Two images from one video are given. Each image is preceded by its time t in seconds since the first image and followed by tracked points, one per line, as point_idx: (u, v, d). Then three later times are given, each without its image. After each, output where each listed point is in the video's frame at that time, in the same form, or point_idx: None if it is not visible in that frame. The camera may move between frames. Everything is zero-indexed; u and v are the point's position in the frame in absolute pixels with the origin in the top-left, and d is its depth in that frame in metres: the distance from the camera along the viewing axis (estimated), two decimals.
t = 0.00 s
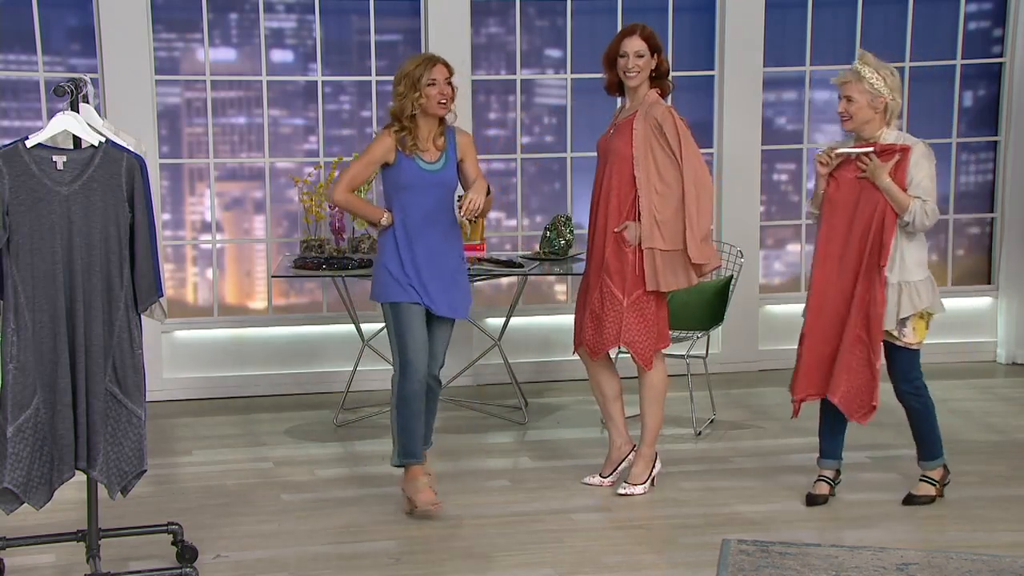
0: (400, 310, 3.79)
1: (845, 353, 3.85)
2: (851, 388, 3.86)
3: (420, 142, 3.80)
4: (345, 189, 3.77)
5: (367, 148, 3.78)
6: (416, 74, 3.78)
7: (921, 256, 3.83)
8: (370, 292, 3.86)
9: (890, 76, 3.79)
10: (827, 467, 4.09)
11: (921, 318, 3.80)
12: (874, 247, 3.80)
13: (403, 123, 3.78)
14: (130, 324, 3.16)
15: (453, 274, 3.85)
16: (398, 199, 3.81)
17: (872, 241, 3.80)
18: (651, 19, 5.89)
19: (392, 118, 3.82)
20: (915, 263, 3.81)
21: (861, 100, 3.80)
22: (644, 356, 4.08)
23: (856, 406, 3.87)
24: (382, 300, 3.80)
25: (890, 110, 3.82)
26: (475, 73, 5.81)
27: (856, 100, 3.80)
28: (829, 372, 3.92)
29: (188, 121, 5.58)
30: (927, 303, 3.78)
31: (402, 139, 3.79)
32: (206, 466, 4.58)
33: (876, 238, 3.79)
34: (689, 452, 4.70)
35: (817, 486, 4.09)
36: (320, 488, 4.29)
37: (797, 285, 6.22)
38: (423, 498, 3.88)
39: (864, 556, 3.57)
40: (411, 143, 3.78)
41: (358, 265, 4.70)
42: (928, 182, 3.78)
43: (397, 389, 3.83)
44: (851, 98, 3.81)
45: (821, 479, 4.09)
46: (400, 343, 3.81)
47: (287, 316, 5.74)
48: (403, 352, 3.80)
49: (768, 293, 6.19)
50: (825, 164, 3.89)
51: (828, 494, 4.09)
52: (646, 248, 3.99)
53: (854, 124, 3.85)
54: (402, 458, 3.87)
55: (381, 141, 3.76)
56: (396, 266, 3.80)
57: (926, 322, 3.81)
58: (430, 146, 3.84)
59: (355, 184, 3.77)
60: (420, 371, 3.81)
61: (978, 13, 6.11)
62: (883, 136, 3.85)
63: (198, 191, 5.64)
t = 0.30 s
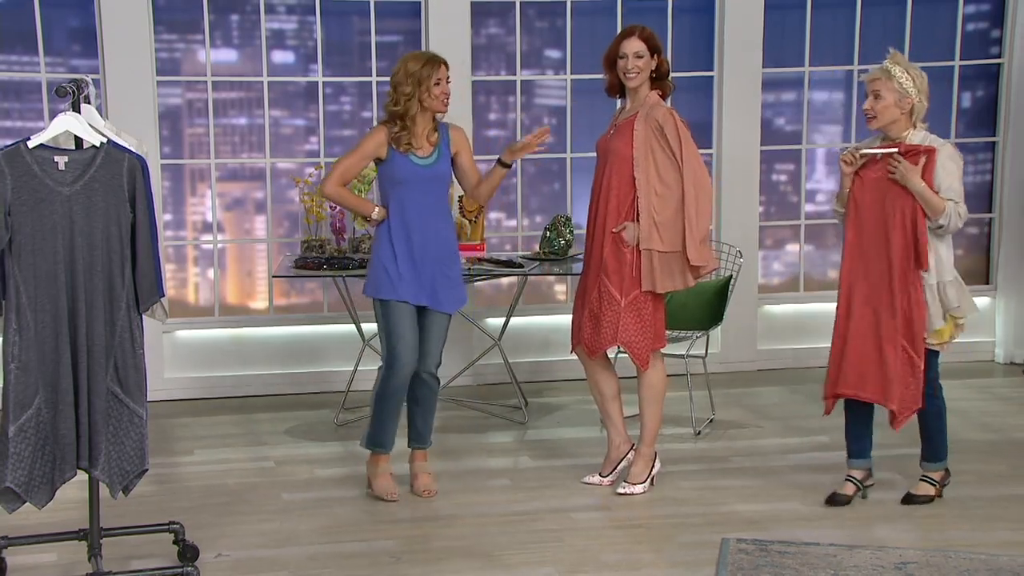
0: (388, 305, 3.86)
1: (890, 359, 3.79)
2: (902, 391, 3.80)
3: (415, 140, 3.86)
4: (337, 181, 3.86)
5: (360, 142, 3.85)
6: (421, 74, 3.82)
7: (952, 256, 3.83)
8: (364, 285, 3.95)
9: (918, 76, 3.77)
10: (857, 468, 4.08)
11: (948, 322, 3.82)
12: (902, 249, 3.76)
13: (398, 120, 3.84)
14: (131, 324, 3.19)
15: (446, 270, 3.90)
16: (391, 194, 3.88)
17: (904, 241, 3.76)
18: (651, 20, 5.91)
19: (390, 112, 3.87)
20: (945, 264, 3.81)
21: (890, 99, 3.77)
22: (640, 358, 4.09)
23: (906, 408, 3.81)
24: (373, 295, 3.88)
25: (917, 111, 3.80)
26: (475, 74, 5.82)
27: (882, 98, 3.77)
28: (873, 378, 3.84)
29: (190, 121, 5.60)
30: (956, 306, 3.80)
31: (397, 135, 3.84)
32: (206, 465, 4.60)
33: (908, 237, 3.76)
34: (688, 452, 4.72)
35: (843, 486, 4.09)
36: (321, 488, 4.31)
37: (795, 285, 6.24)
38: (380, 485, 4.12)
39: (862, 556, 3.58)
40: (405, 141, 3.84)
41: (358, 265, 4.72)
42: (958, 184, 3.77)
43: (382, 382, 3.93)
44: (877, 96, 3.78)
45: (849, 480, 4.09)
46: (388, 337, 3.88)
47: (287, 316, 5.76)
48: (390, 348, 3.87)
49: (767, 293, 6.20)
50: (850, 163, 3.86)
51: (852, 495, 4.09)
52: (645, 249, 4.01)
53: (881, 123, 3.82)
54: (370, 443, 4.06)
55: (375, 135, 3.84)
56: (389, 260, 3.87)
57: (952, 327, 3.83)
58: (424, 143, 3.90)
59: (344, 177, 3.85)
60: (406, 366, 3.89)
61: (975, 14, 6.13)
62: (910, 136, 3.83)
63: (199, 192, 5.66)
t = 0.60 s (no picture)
0: (378, 306, 4.16)
1: (886, 366, 4.02)
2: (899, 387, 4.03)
3: (406, 143, 4.10)
4: (335, 187, 4.06)
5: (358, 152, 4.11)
6: (398, 80, 4.09)
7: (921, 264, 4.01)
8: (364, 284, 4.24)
9: (897, 88, 3.96)
10: (853, 466, 4.25)
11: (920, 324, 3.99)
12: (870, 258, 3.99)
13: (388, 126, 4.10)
14: (151, 323, 3.31)
15: (436, 273, 4.16)
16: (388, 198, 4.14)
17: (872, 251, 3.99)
18: (646, 34, 6.17)
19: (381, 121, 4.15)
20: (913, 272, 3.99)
21: (870, 110, 3.97)
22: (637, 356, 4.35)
23: (905, 401, 4.04)
24: (367, 294, 4.16)
25: (897, 121, 3.99)
26: (477, 85, 6.09)
27: (863, 110, 3.97)
28: (867, 381, 4.07)
29: (207, 130, 5.86)
30: (921, 310, 3.99)
31: (390, 140, 4.10)
32: (224, 457, 4.86)
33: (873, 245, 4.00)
34: (680, 444, 4.98)
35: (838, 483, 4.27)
36: (333, 478, 4.56)
37: (781, 285, 6.51)
38: (387, 475, 4.42)
39: (844, 541, 3.78)
40: (399, 144, 4.09)
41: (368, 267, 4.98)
42: (924, 199, 3.93)
43: (374, 375, 4.24)
44: (859, 107, 3.98)
45: (844, 476, 4.27)
46: (378, 334, 4.19)
47: (299, 315, 6.03)
48: (379, 343, 4.19)
49: (755, 293, 6.47)
50: (833, 169, 4.05)
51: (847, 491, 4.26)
52: (643, 252, 4.25)
53: (863, 134, 4.01)
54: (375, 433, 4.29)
55: (370, 142, 4.10)
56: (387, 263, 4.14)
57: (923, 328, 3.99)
58: (419, 148, 4.14)
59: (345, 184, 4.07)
60: (392, 360, 4.21)
61: (951, 29, 6.42)
62: (892, 146, 4.01)
63: (216, 197, 5.93)
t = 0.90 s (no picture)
0: (372, 306, 4.22)
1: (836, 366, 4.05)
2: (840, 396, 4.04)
3: (394, 146, 4.18)
4: (326, 189, 4.22)
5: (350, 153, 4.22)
6: (389, 83, 4.16)
7: (897, 269, 4.01)
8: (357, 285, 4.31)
9: (885, 92, 3.97)
10: (848, 462, 4.29)
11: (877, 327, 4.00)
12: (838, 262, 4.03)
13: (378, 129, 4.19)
14: (155, 322, 3.37)
15: (426, 274, 4.21)
16: (385, 200, 4.19)
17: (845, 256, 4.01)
18: (644, 37, 6.22)
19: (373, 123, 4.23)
20: (886, 275, 3.99)
21: (855, 112, 3.99)
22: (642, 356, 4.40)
23: (845, 411, 4.06)
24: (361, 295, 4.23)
25: (882, 125, 4.01)
26: (478, 87, 6.14)
27: (849, 111, 4.00)
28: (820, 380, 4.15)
29: (210, 132, 5.92)
30: (882, 313, 3.97)
31: (379, 142, 4.19)
32: (227, 455, 4.91)
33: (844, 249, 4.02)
34: (678, 442, 5.02)
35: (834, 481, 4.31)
36: (335, 476, 4.61)
37: (779, 285, 6.55)
38: (387, 473, 4.48)
39: (841, 539, 3.82)
40: (386, 146, 4.17)
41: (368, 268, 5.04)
42: (899, 204, 3.94)
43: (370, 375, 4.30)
44: (845, 108, 4.01)
45: (839, 475, 4.31)
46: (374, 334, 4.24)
47: (301, 316, 6.08)
48: (376, 343, 4.24)
49: (753, 293, 6.52)
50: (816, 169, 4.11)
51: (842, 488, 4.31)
52: (647, 252, 4.29)
53: (847, 135, 4.04)
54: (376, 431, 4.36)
55: (360, 146, 4.20)
56: (377, 262, 4.20)
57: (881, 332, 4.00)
58: (408, 150, 4.21)
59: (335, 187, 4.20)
60: (388, 360, 4.26)
61: (946, 32, 6.48)
62: (875, 148, 4.02)
63: (219, 198, 5.99)
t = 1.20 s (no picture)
0: (373, 306, 4.22)
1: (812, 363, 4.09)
2: (806, 396, 4.12)
3: (392, 144, 4.17)
4: (318, 180, 4.21)
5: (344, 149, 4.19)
6: (386, 80, 4.14)
7: (897, 264, 4.02)
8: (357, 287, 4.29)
9: (881, 91, 3.98)
10: (848, 463, 4.26)
11: (878, 324, 3.99)
12: (836, 259, 4.00)
13: (374, 126, 4.16)
14: (155, 323, 3.37)
15: (427, 272, 4.20)
16: (387, 199, 4.18)
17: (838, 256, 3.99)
18: (644, 36, 6.22)
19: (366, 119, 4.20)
20: (885, 271, 4.00)
21: (850, 108, 3.99)
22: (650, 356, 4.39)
23: (813, 412, 4.12)
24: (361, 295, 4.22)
25: (876, 123, 4.00)
26: (478, 87, 6.14)
27: (844, 107, 4.00)
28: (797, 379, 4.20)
29: (210, 132, 5.92)
30: (880, 309, 3.96)
31: (376, 141, 4.17)
32: (226, 455, 4.91)
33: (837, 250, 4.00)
34: (678, 443, 5.02)
35: (835, 480, 4.29)
36: (335, 476, 4.61)
37: (779, 285, 6.55)
38: (387, 473, 4.48)
39: (841, 539, 3.82)
40: (384, 144, 4.16)
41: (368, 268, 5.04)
42: (893, 199, 3.93)
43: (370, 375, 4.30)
44: (840, 104, 4.01)
45: (840, 474, 4.28)
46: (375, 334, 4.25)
47: (301, 316, 6.08)
48: (376, 343, 4.24)
49: (753, 293, 6.52)
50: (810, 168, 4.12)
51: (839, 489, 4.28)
52: (655, 252, 4.28)
53: (840, 131, 4.04)
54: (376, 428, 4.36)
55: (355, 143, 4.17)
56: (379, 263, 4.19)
57: (882, 329, 3.99)
58: (405, 147, 4.20)
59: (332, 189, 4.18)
60: (389, 360, 4.26)
61: (946, 32, 6.48)
62: (867, 145, 4.02)
63: (219, 198, 5.99)
